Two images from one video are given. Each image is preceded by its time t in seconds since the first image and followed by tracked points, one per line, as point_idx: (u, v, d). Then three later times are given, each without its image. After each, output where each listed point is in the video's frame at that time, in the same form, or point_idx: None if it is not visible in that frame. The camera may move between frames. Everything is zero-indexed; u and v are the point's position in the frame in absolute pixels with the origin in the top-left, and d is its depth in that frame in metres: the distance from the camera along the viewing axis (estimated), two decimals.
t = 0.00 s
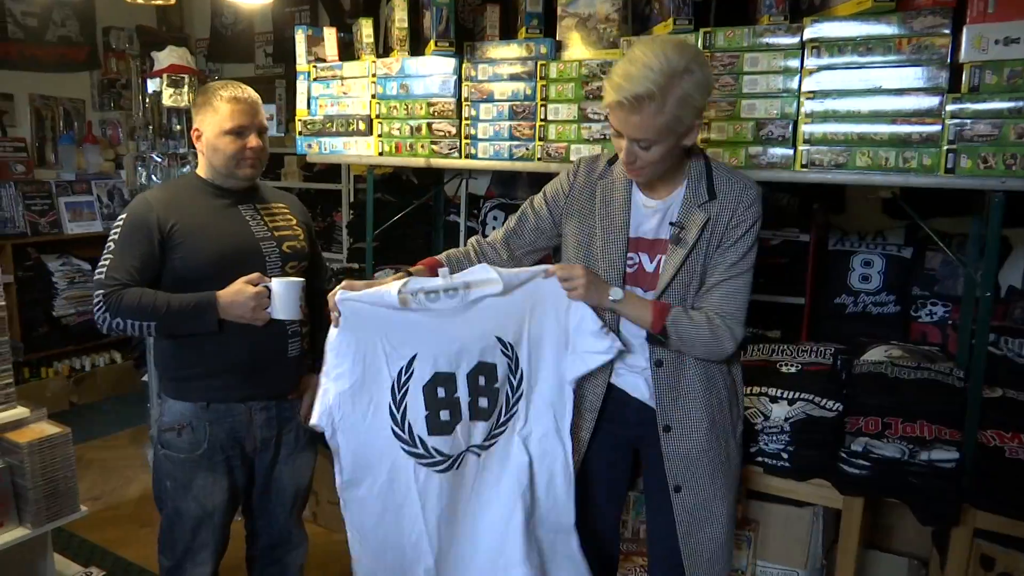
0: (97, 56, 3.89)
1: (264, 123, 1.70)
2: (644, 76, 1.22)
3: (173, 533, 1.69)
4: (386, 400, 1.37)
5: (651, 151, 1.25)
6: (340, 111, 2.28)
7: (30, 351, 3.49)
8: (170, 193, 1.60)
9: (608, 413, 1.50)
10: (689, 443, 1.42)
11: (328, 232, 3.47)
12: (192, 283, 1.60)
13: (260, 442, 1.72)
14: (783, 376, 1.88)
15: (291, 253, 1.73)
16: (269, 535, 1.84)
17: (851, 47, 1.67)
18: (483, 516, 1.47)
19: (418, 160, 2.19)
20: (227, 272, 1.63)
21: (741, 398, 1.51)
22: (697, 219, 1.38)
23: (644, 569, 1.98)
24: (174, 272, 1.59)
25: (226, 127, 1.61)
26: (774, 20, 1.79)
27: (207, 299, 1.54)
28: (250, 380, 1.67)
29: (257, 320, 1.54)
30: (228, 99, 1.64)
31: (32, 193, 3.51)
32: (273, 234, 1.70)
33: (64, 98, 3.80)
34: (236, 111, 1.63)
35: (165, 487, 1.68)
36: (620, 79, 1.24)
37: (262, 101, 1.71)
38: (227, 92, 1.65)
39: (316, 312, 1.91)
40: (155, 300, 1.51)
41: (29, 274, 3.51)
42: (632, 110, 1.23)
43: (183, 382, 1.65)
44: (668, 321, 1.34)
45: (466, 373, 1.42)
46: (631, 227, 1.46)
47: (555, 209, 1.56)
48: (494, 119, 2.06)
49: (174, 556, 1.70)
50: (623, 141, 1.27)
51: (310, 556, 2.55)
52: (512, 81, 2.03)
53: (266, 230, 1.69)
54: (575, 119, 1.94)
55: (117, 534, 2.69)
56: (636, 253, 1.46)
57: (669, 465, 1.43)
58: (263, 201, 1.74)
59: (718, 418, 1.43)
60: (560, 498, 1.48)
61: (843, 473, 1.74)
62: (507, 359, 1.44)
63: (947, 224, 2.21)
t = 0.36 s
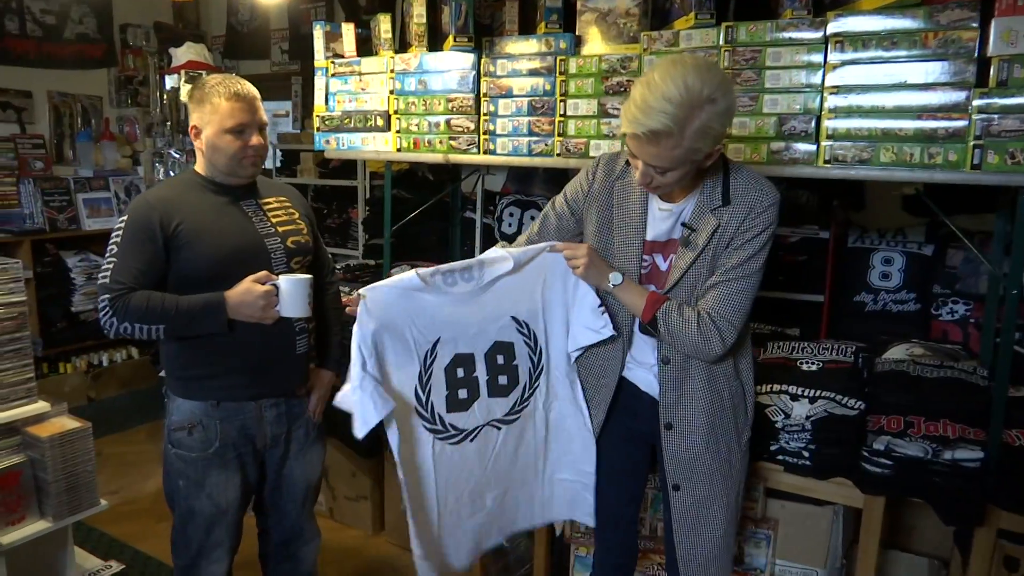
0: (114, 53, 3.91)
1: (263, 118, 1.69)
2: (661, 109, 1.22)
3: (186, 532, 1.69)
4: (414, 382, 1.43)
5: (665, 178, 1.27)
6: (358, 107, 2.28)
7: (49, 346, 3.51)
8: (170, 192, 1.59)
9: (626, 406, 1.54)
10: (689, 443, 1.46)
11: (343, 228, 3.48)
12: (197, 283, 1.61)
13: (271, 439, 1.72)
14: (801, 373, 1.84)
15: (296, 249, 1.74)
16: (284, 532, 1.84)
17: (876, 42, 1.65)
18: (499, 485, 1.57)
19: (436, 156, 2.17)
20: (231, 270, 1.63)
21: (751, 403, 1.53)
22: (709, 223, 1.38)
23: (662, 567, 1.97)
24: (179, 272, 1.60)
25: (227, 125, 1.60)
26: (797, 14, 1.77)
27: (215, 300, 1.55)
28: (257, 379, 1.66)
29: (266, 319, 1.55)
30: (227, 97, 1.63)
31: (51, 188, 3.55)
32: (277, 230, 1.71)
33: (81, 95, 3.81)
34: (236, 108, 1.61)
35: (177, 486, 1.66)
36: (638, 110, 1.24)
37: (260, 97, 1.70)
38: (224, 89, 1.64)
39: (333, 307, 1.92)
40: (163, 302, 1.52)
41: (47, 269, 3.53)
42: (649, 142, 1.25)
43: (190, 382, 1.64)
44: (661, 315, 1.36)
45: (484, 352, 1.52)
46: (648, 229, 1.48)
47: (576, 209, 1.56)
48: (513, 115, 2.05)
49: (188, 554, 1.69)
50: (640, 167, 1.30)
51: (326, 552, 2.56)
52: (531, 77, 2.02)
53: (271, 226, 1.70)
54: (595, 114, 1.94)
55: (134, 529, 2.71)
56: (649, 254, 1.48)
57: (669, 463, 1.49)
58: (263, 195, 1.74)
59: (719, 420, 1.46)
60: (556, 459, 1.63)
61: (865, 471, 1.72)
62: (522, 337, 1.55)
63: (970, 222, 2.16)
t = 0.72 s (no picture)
0: (145, 50, 3.96)
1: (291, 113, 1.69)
2: (694, 102, 1.20)
3: (208, 526, 1.71)
4: (431, 352, 1.45)
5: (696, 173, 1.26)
6: (388, 102, 2.28)
7: (81, 338, 3.57)
8: (196, 186, 1.60)
9: (653, 401, 1.53)
10: (712, 437, 1.45)
11: (370, 223, 3.50)
12: (221, 279, 1.63)
13: (290, 434, 1.73)
14: (836, 371, 1.79)
15: (320, 246, 1.75)
16: (306, 527, 1.86)
17: (914, 33, 1.62)
18: (489, 460, 1.61)
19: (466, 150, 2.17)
20: (255, 266, 1.64)
21: (774, 402, 1.52)
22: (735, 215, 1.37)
23: (691, 565, 1.96)
24: (203, 268, 1.61)
25: (254, 119, 1.61)
26: (833, 5, 1.74)
27: (241, 298, 1.56)
28: (277, 376, 1.68)
29: (290, 316, 1.57)
30: (254, 90, 1.63)
31: (83, 183, 3.61)
32: (301, 227, 1.72)
33: (114, 91, 3.87)
34: (263, 102, 1.62)
35: (198, 479, 1.69)
36: (670, 102, 1.23)
37: (287, 91, 1.70)
38: (251, 82, 1.65)
39: (360, 301, 1.93)
40: (188, 299, 1.54)
41: (80, 263, 3.58)
42: (681, 135, 1.24)
43: (210, 375, 1.65)
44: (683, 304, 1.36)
45: (498, 328, 1.54)
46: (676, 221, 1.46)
47: (606, 201, 1.55)
48: (543, 109, 2.05)
49: (211, 548, 1.71)
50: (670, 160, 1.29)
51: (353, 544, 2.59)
52: (561, 71, 2.01)
53: (295, 223, 1.71)
54: (626, 108, 1.92)
55: (164, 520, 2.75)
56: (678, 246, 1.46)
57: (690, 457, 1.48)
58: (288, 191, 1.75)
59: (741, 414, 1.45)
60: (546, 441, 1.68)
61: (901, 470, 1.70)
62: (535, 318, 1.57)
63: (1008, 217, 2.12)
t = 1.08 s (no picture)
0: (160, 48, 3.98)
1: (294, 108, 1.71)
2: (717, 104, 1.20)
3: (221, 524, 1.72)
4: (443, 338, 1.47)
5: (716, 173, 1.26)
6: (401, 100, 2.29)
7: (94, 335, 3.60)
8: (204, 184, 1.61)
9: (664, 402, 1.53)
10: (723, 438, 1.45)
11: (382, 221, 3.51)
12: (230, 277, 1.63)
13: (302, 432, 1.74)
14: (848, 370, 1.78)
15: (329, 243, 1.75)
16: (318, 526, 1.87)
17: (933, 32, 1.60)
18: (496, 462, 1.61)
19: (480, 149, 2.18)
20: (265, 263, 1.65)
21: (787, 402, 1.52)
22: (750, 214, 1.37)
23: (703, 566, 1.96)
24: (213, 265, 1.62)
25: (257, 114, 1.61)
26: (851, 4, 1.73)
27: (249, 295, 1.57)
28: (291, 373, 1.69)
29: (300, 312, 1.56)
30: (259, 85, 1.64)
31: (97, 180, 3.63)
32: (310, 224, 1.73)
33: (128, 88, 3.89)
34: (266, 97, 1.63)
35: (211, 478, 1.70)
36: (693, 103, 1.22)
37: (292, 87, 1.71)
38: (256, 78, 1.66)
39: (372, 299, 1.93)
40: (198, 296, 1.54)
41: (94, 260, 3.61)
42: (702, 137, 1.23)
43: (223, 374, 1.66)
44: (693, 303, 1.36)
45: (513, 322, 1.54)
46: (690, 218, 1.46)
47: (620, 195, 1.55)
48: (557, 107, 2.04)
49: (224, 546, 1.73)
50: (690, 160, 1.29)
51: (363, 543, 2.60)
52: (575, 70, 2.01)
53: (304, 220, 1.72)
54: (640, 107, 1.92)
55: (176, 517, 2.77)
56: (691, 243, 1.46)
57: (703, 456, 1.47)
58: (296, 188, 1.76)
59: (754, 414, 1.44)
60: (557, 445, 1.68)
61: (916, 472, 1.70)
62: (549, 315, 1.57)
63: None
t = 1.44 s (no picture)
0: (167, 49, 4.00)
1: (302, 110, 1.71)
2: (731, 107, 1.20)
3: (226, 526, 1.72)
4: (447, 343, 1.47)
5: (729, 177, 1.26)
6: (407, 103, 2.29)
7: (99, 336, 3.61)
8: (212, 186, 1.62)
9: (669, 407, 1.52)
10: (729, 445, 1.44)
11: (388, 224, 3.52)
12: (237, 279, 1.63)
13: (308, 434, 1.74)
14: (854, 376, 1.78)
15: (336, 245, 1.76)
16: (322, 528, 1.87)
17: (939, 37, 1.59)
18: (514, 481, 1.59)
19: (484, 152, 2.18)
20: (271, 265, 1.65)
21: (793, 409, 1.51)
22: (759, 219, 1.36)
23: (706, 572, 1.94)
24: (220, 267, 1.62)
25: (266, 117, 1.62)
26: (856, 9, 1.72)
27: (256, 297, 1.57)
28: (296, 375, 1.68)
29: (307, 314, 1.57)
30: (267, 88, 1.65)
31: (104, 181, 3.64)
32: (317, 226, 1.73)
33: (135, 90, 3.91)
34: (275, 100, 1.63)
35: (216, 480, 1.70)
36: (708, 106, 1.22)
37: (300, 90, 1.71)
38: (265, 81, 1.66)
39: (377, 301, 1.94)
40: (205, 297, 1.54)
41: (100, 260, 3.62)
42: (717, 140, 1.23)
43: (230, 375, 1.66)
44: (701, 309, 1.35)
45: (516, 329, 1.54)
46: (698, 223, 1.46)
47: (626, 198, 1.54)
48: (562, 111, 2.04)
49: (229, 547, 1.73)
50: (703, 164, 1.29)
51: (366, 545, 2.60)
52: (580, 73, 2.00)
53: (311, 223, 1.72)
54: (646, 111, 1.92)
55: (179, 518, 2.77)
56: (698, 248, 1.46)
57: (709, 464, 1.47)
58: (303, 191, 1.76)
59: (760, 420, 1.44)
60: (577, 467, 1.65)
61: (920, 478, 1.69)
62: (553, 322, 1.56)
63: None
